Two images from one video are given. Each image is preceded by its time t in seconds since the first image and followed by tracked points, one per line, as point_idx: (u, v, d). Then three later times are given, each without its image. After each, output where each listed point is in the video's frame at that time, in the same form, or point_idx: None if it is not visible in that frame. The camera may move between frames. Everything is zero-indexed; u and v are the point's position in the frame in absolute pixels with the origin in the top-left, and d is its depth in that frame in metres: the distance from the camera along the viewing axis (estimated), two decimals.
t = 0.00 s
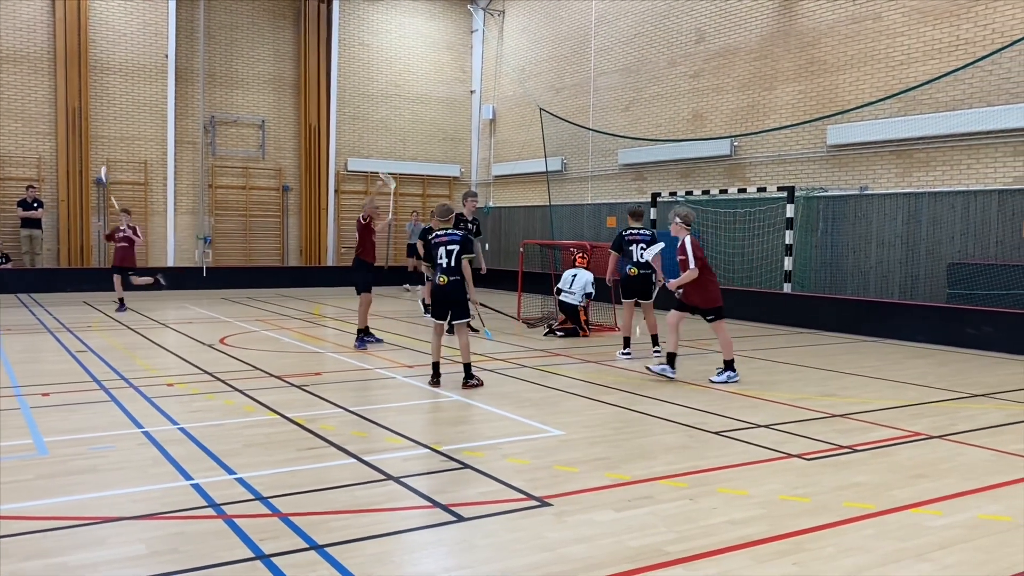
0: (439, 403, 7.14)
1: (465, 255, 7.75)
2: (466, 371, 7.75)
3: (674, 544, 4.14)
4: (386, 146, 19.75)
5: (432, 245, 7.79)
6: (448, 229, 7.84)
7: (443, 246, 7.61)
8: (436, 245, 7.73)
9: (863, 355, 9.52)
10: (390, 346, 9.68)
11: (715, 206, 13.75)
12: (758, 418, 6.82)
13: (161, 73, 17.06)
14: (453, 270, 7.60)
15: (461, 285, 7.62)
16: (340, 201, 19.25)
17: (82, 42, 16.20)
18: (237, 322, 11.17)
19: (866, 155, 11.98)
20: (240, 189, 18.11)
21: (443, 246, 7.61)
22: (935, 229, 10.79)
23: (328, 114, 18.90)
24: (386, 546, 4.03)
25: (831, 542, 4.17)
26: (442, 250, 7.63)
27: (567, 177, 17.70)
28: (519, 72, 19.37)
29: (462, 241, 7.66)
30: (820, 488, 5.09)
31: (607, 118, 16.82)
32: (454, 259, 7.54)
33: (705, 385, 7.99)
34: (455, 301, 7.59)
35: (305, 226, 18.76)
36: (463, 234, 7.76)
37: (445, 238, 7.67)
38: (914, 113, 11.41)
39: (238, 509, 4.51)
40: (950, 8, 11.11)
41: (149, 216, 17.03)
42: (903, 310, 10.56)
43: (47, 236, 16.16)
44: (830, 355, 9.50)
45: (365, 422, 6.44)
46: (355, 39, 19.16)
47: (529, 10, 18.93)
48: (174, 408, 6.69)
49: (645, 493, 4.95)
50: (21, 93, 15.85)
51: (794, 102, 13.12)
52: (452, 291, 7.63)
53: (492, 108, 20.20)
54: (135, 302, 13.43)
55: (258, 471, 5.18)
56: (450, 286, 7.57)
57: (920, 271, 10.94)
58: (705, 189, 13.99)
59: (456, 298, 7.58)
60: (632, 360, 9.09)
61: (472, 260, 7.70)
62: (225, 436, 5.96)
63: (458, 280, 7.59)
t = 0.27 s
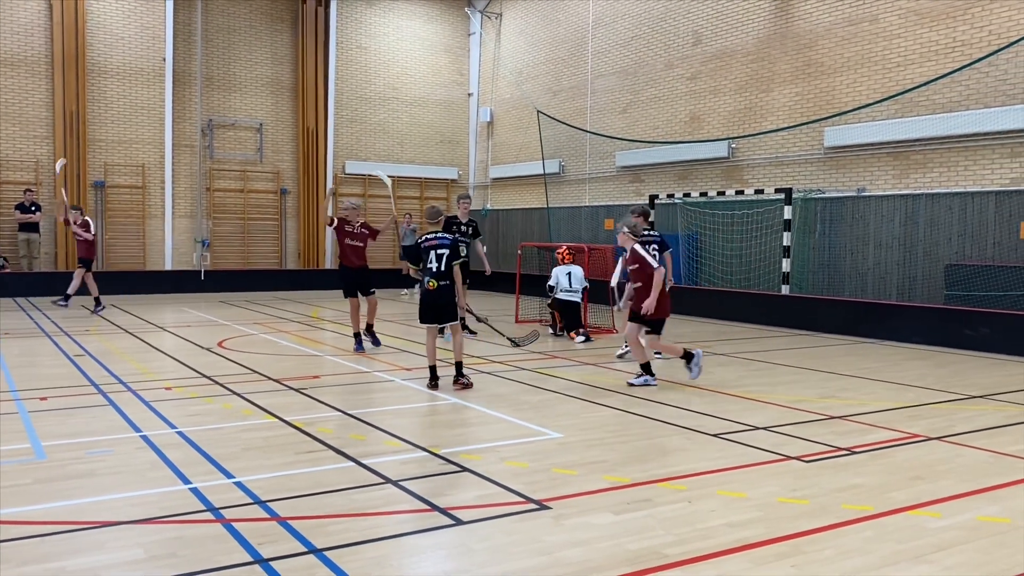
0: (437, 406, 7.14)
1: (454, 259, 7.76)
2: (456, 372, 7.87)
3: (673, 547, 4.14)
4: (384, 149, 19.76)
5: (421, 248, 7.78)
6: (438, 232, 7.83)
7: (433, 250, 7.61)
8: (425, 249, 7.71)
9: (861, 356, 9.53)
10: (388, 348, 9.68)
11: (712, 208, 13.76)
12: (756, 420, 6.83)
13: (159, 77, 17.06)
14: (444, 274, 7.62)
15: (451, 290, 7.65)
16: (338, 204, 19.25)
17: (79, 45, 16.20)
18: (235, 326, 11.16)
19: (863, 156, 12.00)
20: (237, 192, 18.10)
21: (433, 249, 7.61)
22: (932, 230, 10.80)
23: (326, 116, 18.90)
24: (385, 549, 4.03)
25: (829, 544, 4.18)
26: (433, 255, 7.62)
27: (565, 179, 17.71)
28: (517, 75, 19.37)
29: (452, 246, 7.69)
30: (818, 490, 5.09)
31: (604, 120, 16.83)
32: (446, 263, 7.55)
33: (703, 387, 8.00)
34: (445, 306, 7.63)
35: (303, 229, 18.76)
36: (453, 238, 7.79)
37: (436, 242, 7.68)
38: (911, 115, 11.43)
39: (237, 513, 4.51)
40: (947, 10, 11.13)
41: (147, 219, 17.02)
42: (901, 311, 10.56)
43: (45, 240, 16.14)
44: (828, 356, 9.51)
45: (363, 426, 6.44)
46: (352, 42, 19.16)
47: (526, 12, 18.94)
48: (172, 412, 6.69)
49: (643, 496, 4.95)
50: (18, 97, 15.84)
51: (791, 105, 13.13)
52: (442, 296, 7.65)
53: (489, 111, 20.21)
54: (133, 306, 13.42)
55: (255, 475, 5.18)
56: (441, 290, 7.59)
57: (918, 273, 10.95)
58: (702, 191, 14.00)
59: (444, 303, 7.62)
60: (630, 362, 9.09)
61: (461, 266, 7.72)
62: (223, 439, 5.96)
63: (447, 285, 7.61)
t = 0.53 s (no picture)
0: (438, 410, 7.14)
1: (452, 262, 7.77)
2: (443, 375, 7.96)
3: (674, 550, 4.14)
4: (384, 152, 19.77)
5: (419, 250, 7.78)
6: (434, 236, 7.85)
7: (432, 252, 7.62)
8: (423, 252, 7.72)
9: (861, 359, 9.52)
10: (389, 351, 9.68)
11: (712, 210, 13.76)
12: (756, 422, 6.82)
13: (159, 81, 17.08)
14: (442, 277, 7.61)
15: (448, 293, 7.64)
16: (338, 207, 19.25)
17: (80, 49, 16.22)
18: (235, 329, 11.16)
19: (863, 159, 12.00)
20: (238, 196, 18.11)
21: (432, 252, 7.62)
22: (932, 233, 10.80)
23: (326, 120, 18.91)
24: (385, 553, 4.02)
25: (831, 547, 4.17)
26: (431, 257, 7.63)
27: (565, 182, 17.71)
28: (517, 78, 19.39)
29: (451, 249, 7.70)
30: (819, 492, 5.08)
31: (604, 123, 16.84)
32: (445, 265, 7.56)
33: (703, 390, 7.99)
34: (443, 308, 7.61)
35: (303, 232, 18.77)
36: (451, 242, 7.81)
37: (434, 244, 7.69)
38: (910, 117, 11.44)
39: (237, 516, 4.50)
40: (946, 12, 11.15)
41: (147, 223, 17.02)
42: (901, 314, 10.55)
43: (45, 244, 16.14)
44: (828, 359, 9.50)
45: (363, 429, 6.43)
46: (352, 45, 19.18)
47: (526, 16, 18.97)
48: (172, 416, 6.68)
49: (644, 499, 4.94)
50: (18, 101, 15.84)
51: (790, 107, 13.14)
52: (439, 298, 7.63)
53: (489, 114, 20.23)
54: (134, 310, 13.43)
55: (256, 478, 5.17)
56: (439, 293, 7.57)
57: (918, 275, 10.95)
58: (702, 193, 14.01)
59: (442, 305, 7.60)
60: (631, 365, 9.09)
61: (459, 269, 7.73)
62: (223, 443, 5.95)
63: (445, 287, 7.62)
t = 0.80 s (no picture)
0: (440, 413, 7.14)
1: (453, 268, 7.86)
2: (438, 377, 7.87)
3: (678, 553, 4.13)
4: (386, 156, 19.80)
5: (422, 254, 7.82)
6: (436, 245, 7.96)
7: (438, 255, 7.69)
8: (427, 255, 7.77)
9: (864, 361, 9.52)
10: (391, 355, 9.68)
11: (714, 213, 13.76)
12: (759, 425, 6.82)
13: (162, 85, 17.11)
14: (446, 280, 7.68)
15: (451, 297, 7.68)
16: (340, 211, 19.26)
17: (83, 54, 16.26)
18: (238, 332, 11.15)
19: (865, 161, 12.00)
20: (240, 199, 18.13)
21: (438, 255, 7.70)
22: (935, 236, 10.80)
23: (328, 123, 18.94)
24: (389, 556, 4.02)
25: (834, 550, 4.16)
26: (437, 260, 7.70)
27: (567, 185, 17.72)
28: (519, 81, 19.41)
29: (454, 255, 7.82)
30: (822, 495, 5.08)
31: (606, 126, 16.85)
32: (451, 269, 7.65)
33: (706, 393, 7.99)
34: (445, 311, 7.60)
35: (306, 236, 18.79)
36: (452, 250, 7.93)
37: (439, 249, 7.78)
38: (912, 120, 11.44)
39: (241, 520, 4.50)
40: (947, 14, 11.15)
41: (150, 226, 17.05)
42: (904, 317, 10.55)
43: (48, 248, 16.17)
44: (831, 362, 9.49)
45: (366, 432, 6.44)
46: (354, 49, 19.22)
47: (528, 19, 18.99)
48: (175, 419, 6.69)
49: (646, 502, 4.94)
50: (21, 106, 15.88)
51: (792, 110, 13.15)
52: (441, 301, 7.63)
53: (491, 117, 20.25)
54: (136, 313, 13.45)
55: (259, 481, 5.17)
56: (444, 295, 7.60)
57: (921, 278, 10.95)
58: (704, 196, 14.01)
59: (445, 308, 7.57)
60: (633, 368, 9.09)
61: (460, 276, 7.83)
62: (226, 446, 5.96)
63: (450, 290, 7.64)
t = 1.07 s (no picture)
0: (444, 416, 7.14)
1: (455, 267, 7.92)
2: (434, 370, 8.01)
3: (684, 556, 4.13)
4: (390, 159, 19.83)
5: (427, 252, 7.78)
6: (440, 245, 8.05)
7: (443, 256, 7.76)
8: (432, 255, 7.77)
9: (868, 364, 9.51)
10: (395, 358, 9.68)
11: (718, 216, 13.76)
12: (764, 429, 6.81)
13: (167, 89, 17.16)
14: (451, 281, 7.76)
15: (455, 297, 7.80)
16: (344, 214, 19.28)
17: (88, 58, 16.30)
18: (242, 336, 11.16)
19: (869, 164, 11.99)
20: (244, 203, 18.16)
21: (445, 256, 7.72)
22: (939, 238, 10.79)
23: (332, 127, 18.97)
24: (394, 559, 4.02)
25: (840, 554, 4.15)
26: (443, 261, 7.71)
27: (570, 189, 17.73)
28: (522, 84, 19.43)
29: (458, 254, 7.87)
30: (827, 499, 5.07)
31: (610, 129, 16.86)
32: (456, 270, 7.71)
33: (710, 396, 7.99)
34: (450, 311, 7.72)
35: (309, 238, 18.80)
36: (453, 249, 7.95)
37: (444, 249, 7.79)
38: (917, 123, 11.43)
39: (246, 523, 4.51)
40: (951, 17, 11.15)
41: (154, 230, 17.08)
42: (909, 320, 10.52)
43: (53, 251, 16.20)
44: (835, 365, 9.48)
45: (371, 436, 6.44)
46: (358, 53, 19.27)
47: (532, 23, 19.02)
48: (180, 422, 6.70)
49: (651, 506, 4.93)
50: (27, 110, 15.92)
51: (796, 114, 13.15)
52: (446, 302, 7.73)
53: (494, 121, 20.27)
54: (141, 316, 13.47)
55: (264, 484, 5.17)
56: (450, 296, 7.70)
57: (925, 281, 10.93)
58: (708, 199, 14.01)
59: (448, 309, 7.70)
60: (637, 371, 9.08)
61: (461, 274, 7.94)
62: (231, 450, 5.96)
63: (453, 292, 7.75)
